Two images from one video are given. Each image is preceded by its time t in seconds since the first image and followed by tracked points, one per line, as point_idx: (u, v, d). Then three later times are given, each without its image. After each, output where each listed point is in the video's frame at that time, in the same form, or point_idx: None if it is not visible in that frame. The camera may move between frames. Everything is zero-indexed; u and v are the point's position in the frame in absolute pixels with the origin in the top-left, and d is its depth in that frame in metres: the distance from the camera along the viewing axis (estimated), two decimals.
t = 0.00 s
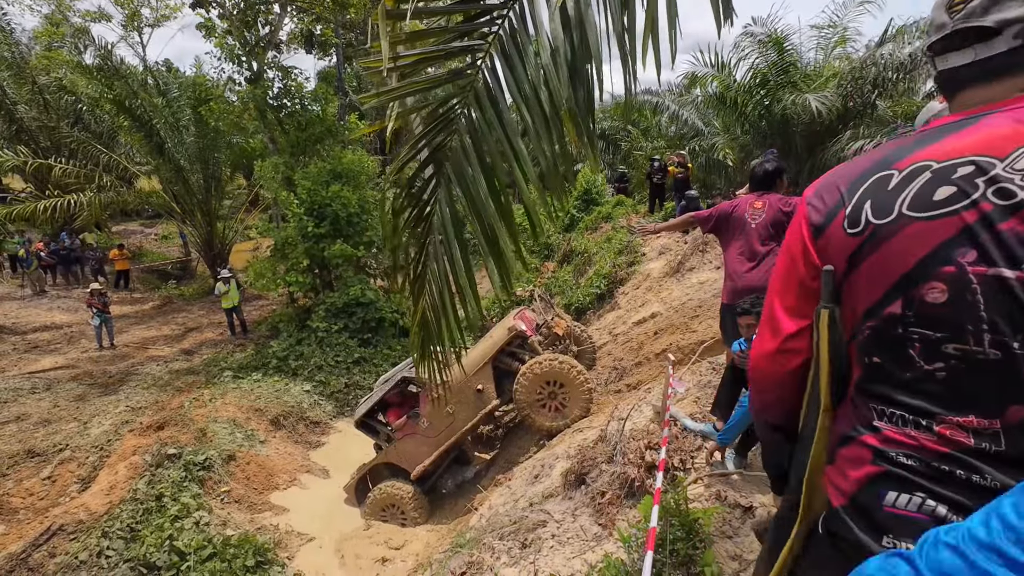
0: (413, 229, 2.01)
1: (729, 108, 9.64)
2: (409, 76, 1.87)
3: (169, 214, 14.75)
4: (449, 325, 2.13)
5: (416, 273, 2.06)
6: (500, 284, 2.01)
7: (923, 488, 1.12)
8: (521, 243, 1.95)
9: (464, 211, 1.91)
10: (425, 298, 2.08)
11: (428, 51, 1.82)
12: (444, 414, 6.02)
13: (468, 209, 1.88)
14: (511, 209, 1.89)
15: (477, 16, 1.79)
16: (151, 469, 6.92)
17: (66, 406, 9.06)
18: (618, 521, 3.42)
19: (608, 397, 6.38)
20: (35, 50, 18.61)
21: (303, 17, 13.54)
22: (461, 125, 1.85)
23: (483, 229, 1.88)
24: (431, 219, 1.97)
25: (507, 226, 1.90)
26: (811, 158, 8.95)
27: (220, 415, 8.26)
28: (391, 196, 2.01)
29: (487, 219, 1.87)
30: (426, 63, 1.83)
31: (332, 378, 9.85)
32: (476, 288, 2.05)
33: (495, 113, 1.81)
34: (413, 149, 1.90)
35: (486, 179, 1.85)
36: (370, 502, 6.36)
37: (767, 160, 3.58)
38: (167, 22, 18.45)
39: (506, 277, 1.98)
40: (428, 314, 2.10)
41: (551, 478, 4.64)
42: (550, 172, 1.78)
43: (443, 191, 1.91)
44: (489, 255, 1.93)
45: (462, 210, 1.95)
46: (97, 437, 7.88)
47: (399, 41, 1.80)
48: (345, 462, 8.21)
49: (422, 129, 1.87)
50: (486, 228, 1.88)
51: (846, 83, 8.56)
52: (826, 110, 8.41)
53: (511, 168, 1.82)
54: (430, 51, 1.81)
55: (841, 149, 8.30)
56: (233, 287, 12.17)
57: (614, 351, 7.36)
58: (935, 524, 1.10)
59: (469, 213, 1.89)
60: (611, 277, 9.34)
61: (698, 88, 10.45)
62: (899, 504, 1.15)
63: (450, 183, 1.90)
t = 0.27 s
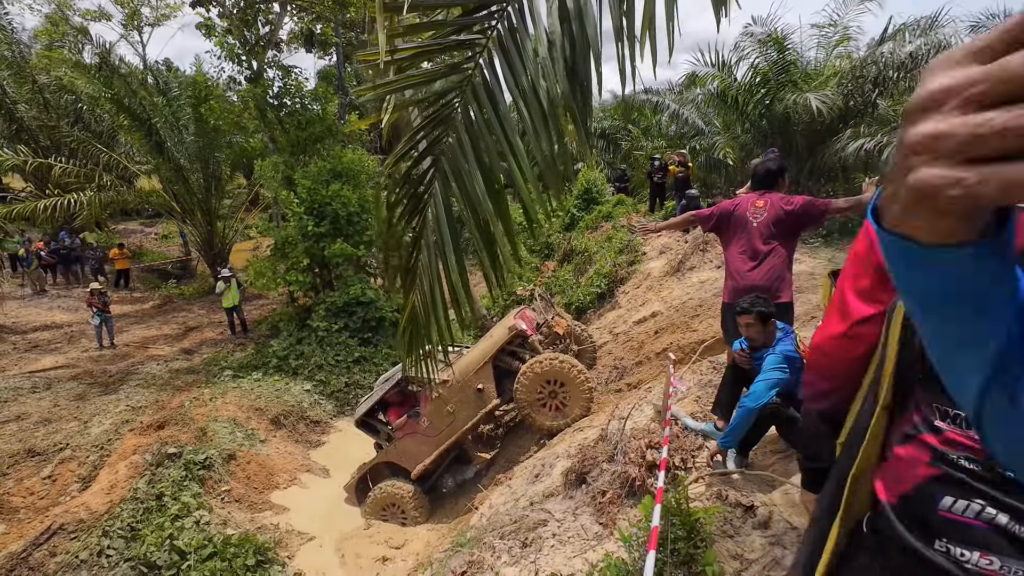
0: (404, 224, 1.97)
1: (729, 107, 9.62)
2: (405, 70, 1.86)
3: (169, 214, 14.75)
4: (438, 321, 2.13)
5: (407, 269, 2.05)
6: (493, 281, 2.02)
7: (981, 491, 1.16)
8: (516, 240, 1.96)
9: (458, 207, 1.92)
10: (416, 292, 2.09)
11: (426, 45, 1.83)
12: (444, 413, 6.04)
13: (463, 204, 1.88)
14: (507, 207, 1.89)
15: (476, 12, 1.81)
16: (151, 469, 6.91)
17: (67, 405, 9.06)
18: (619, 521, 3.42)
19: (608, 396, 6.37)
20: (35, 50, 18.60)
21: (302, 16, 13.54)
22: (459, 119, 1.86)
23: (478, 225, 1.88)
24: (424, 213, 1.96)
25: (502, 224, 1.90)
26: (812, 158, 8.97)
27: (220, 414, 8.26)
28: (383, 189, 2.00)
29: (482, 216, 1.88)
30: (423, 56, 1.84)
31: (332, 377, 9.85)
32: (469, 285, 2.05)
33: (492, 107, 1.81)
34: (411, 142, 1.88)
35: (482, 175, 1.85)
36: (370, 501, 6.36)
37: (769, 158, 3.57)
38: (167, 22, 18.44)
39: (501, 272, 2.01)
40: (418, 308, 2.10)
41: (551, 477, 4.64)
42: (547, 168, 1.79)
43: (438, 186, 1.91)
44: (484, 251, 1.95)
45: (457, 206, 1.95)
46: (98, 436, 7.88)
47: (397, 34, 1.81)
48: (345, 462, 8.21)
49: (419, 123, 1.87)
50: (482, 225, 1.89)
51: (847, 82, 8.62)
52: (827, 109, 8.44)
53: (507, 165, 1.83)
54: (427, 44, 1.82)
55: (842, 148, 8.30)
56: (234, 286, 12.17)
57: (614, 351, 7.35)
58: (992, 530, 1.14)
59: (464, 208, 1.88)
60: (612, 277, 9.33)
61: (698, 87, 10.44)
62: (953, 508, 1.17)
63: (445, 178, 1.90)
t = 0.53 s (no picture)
0: (403, 217, 2.01)
1: (729, 106, 9.63)
2: (406, 64, 1.90)
3: (169, 213, 14.76)
4: (434, 316, 2.15)
5: (404, 262, 2.10)
6: (491, 280, 2.01)
7: None
8: (515, 239, 1.95)
9: (456, 203, 1.93)
10: (412, 286, 2.12)
11: (426, 41, 1.85)
12: (444, 412, 6.04)
13: (461, 201, 1.89)
14: (505, 205, 1.89)
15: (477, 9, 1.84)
16: (152, 467, 6.92)
17: (67, 405, 9.07)
18: (619, 519, 3.43)
19: (609, 395, 6.38)
20: (35, 49, 18.60)
21: (303, 15, 13.54)
22: (458, 116, 1.87)
23: (475, 222, 1.89)
24: (422, 209, 1.98)
25: (500, 223, 1.90)
26: (812, 157, 8.96)
27: (221, 413, 8.27)
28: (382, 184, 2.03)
29: (480, 213, 1.88)
30: (424, 52, 1.86)
31: (332, 376, 9.86)
32: (465, 283, 2.05)
33: (491, 105, 1.82)
34: (410, 137, 1.90)
35: (480, 172, 1.86)
36: (371, 500, 6.37)
37: (769, 157, 3.57)
38: (168, 21, 18.44)
39: (497, 272, 1.98)
40: (414, 302, 2.13)
41: (551, 476, 4.65)
42: (545, 165, 1.79)
43: (437, 182, 1.93)
44: (482, 250, 1.95)
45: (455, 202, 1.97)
46: (99, 435, 7.89)
47: (399, 30, 1.83)
48: (346, 461, 8.23)
49: (420, 118, 1.89)
50: (480, 222, 1.89)
51: (847, 82, 8.65)
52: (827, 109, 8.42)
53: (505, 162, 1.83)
54: (428, 40, 1.84)
55: (842, 147, 8.29)
56: (234, 286, 12.18)
57: (614, 350, 7.36)
58: None
59: (462, 205, 1.90)
60: (612, 276, 9.34)
61: (698, 86, 10.45)
62: None
63: (444, 174, 1.92)
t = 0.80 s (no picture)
0: (404, 215, 1.99)
1: (729, 105, 9.62)
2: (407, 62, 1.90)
3: (169, 212, 14.77)
4: (437, 312, 2.14)
5: (406, 260, 2.07)
6: (492, 279, 2.00)
7: None
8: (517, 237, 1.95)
9: (458, 201, 1.93)
10: (415, 285, 2.09)
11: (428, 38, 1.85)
12: (445, 412, 6.05)
13: (462, 198, 1.89)
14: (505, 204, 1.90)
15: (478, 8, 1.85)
16: (153, 467, 6.93)
17: (68, 404, 9.09)
18: (620, 519, 3.43)
19: (609, 394, 6.38)
20: (36, 48, 18.60)
21: (303, 15, 13.53)
22: (459, 114, 1.87)
23: (477, 219, 1.89)
24: (424, 208, 1.98)
25: (501, 221, 1.90)
26: (812, 156, 8.95)
27: (222, 412, 8.28)
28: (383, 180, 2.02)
29: (481, 211, 1.88)
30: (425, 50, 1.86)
31: (333, 375, 9.87)
32: (468, 281, 2.04)
33: (492, 103, 1.83)
34: (411, 136, 1.89)
35: (481, 170, 1.86)
36: (372, 500, 6.37)
37: (769, 156, 3.58)
38: (168, 21, 18.44)
39: (498, 270, 1.97)
40: (417, 300, 2.12)
41: (552, 475, 4.65)
42: (546, 163, 1.79)
43: (438, 180, 1.93)
44: (483, 248, 1.94)
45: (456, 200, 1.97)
46: (100, 435, 7.91)
47: (400, 29, 1.83)
48: (346, 460, 8.23)
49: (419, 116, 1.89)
50: (481, 221, 1.89)
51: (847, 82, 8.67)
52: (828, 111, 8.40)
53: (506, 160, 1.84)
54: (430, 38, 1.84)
55: (842, 146, 8.29)
56: (235, 285, 12.18)
57: (615, 349, 7.36)
58: None
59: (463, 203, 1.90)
60: (613, 276, 9.34)
61: (699, 85, 10.44)
62: None
63: (445, 171, 1.92)
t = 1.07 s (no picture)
0: (407, 212, 2.01)
1: (729, 105, 9.62)
2: (411, 63, 1.91)
3: (169, 212, 14.77)
4: (438, 309, 2.14)
5: (409, 257, 2.08)
6: (492, 278, 1.99)
7: None
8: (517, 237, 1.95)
9: (459, 200, 1.93)
10: (416, 281, 2.09)
11: (431, 40, 1.86)
12: (445, 412, 6.05)
13: (462, 197, 1.89)
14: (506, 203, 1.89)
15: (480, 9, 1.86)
16: (153, 466, 6.94)
17: (69, 403, 9.10)
18: (620, 518, 3.43)
19: (610, 394, 6.39)
20: (36, 47, 18.59)
21: (303, 14, 13.52)
22: (461, 114, 1.89)
23: (477, 216, 1.88)
24: (427, 206, 1.99)
25: (502, 220, 1.89)
26: (812, 156, 8.93)
27: (222, 412, 8.28)
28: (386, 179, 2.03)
29: (482, 210, 1.88)
30: (429, 51, 1.88)
31: (333, 375, 9.88)
32: (468, 278, 2.04)
33: (493, 104, 1.84)
34: (413, 136, 1.93)
35: (482, 170, 1.86)
36: (372, 499, 6.38)
37: (768, 155, 3.58)
38: (168, 20, 18.43)
39: (499, 270, 1.96)
40: (418, 297, 2.12)
41: (552, 475, 4.65)
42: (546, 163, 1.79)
43: (440, 179, 1.94)
44: (483, 246, 1.94)
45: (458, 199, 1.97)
46: (100, 434, 7.92)
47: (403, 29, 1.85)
48: (346, 460, 8.23)
49: (422, 117, 1.91)
50: (482, 220, 1.88)
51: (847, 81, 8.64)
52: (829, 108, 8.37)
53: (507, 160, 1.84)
54: (433, 39, 1.86)
55: (842, 145, 8.27)
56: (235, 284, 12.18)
57: (615, 349, 7.36)
58: None
59: (463, 201, 1.90)
60: (613, 275, 9.34)
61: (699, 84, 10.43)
62: None
63: (448, 170, 1.93)
